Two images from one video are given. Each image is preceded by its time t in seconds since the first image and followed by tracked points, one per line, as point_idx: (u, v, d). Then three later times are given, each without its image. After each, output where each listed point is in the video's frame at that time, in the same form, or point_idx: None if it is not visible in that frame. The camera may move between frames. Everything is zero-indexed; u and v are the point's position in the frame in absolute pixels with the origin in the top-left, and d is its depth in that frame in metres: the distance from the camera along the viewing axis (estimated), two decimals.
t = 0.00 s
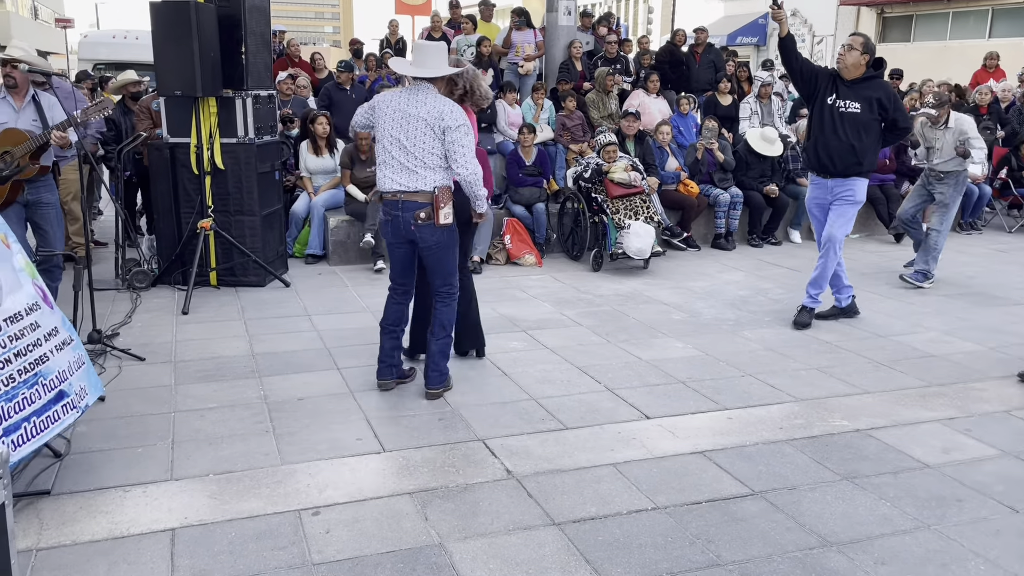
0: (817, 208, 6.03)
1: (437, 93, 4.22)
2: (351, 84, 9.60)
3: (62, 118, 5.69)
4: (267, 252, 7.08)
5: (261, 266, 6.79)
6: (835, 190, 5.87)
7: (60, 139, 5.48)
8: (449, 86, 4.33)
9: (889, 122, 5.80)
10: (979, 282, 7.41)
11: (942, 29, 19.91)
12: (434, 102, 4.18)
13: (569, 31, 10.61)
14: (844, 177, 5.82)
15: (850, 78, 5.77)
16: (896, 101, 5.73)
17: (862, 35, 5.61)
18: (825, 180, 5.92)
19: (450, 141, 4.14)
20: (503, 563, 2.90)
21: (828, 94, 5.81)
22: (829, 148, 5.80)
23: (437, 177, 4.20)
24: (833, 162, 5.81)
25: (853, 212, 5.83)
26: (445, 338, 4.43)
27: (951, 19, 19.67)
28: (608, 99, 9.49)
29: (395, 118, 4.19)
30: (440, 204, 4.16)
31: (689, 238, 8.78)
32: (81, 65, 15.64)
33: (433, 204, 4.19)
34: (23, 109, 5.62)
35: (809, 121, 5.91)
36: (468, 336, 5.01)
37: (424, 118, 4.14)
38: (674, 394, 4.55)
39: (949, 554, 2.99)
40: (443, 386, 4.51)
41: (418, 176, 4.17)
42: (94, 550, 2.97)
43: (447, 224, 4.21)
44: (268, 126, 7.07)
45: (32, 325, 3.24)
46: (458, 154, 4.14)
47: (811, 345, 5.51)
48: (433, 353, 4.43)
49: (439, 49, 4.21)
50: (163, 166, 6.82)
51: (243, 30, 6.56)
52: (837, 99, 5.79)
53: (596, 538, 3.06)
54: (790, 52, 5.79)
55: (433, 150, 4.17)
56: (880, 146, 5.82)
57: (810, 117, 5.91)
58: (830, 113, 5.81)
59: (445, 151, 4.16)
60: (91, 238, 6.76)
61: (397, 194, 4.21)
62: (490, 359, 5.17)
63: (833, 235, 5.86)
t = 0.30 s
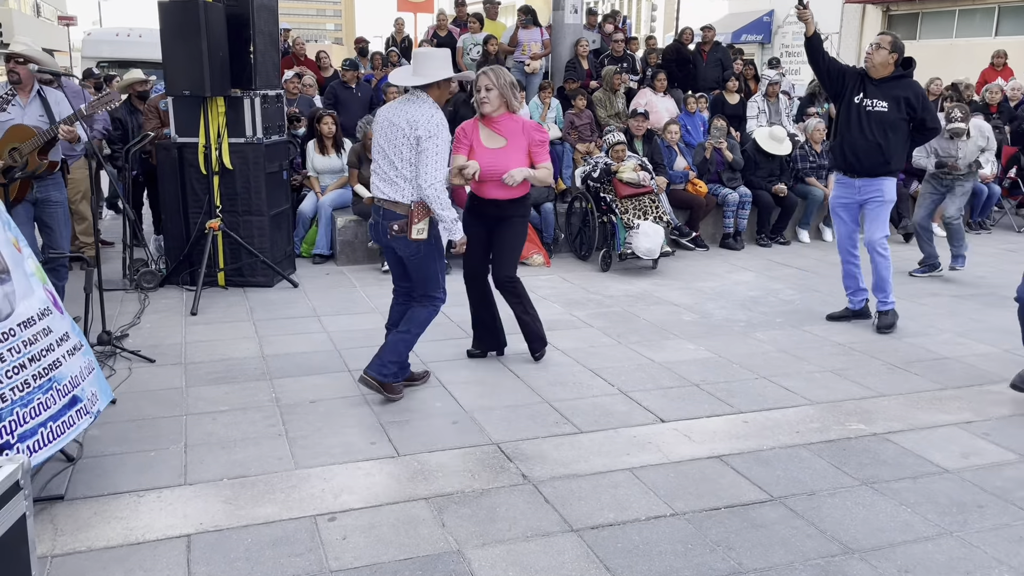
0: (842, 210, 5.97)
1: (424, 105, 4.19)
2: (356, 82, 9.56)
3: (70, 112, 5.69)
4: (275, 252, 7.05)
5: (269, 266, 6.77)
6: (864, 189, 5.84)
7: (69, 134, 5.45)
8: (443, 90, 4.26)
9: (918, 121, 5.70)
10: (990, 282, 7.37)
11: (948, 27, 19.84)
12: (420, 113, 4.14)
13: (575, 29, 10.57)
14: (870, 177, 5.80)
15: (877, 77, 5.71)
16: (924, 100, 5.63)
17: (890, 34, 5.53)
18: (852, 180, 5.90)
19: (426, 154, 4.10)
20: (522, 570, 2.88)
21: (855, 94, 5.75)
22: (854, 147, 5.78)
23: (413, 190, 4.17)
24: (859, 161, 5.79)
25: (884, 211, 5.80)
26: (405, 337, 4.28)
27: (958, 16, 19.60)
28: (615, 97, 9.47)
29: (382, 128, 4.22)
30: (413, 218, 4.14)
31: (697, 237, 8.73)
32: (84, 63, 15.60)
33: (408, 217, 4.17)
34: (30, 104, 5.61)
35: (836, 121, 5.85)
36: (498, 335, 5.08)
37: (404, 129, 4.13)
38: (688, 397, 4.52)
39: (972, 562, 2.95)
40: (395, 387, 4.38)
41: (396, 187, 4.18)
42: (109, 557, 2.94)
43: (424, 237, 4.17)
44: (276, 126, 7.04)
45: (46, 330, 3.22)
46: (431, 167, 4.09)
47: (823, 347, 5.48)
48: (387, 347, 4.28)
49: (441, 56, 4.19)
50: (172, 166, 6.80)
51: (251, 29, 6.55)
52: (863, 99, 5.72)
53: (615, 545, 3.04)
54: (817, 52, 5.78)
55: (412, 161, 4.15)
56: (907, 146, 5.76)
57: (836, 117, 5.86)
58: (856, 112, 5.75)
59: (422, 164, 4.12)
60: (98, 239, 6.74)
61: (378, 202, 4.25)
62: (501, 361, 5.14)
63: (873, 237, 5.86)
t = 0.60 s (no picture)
0: (869, 209, 5.93)
1: (430, 101, 4.00)
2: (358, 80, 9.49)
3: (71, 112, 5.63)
4: (278, 251, 7.01)
5: (271, 265, 6.73)
6: (895, 192, 5.79)
7: (67, 135, 5.37)
8: (457, 88, 4.12)
9: (949, 120, 5.64)
10: (997, 282, 7.33)
11: (950, 24, 19.78)
12: (423, 107, 3.98)
13: (577, 27, 10.50)
14: (902, 179, 5.73)
15: (908, 74, 5.65)
16: (957, 98, 5.58)
17: (923, 30, 5.49)
18: (881, 180, 5.83)
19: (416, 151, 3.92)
20: None
21: (886, 91, 5.68)
22: (885, 145, 5.70)
23: (405, 186, 4.02)
24: (889, 160, 5.72)
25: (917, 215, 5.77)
26: (365, 354, 4.23)
27: (961, 14, 19.54)
28: (618, 95, 9.41)
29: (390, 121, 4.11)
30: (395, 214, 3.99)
31: (701, 236, 8.67)
32: (85, 61, 15.55)
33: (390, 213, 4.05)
34: (31, 104, 5.60)
35: (866, 118, 5.78)
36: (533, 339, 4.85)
37: (403, 122, 3.97)
38: (695, 398, 4.48)
39: (987, 567, 2.91)
40: (376, 394, 4.31)
41: (391, 181, 4.05)
42: (112, 563, 2.90)
43: (402, 236, 3.99)
44: (278, 124, 6.98)
45: (47, 333, 3.18)
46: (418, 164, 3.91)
47: (830, 347, 5.44)
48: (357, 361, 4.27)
49: (457, 53, 4.04)
50: (173, 165, 6.76)
51: (254, 27, 6.50)
52: (894, 96, 5.65)
53: (624, 550, 2.99)
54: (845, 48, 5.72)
55: (407, 156, 4.00)
56: (940, 144, 5.70)
57: (866, 114, 5.79)
58: (887, 110, 5.67)
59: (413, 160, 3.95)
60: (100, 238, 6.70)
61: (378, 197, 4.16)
62: (506, 361, 5.09)
63: (912, 241, 5.85)
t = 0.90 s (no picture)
0: (887, 208, 5.89)
1: (445, 96, 3.74)
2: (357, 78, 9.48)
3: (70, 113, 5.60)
4: (276, 251, 7.00)
5: (269, 264, 6.71)
6: (915, 191, 5.76)
7: (64, 139, 5.33)
8: (472, 81, 3.83)
9: (970, 119, 5.62)
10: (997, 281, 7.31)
11: (950, 21, 19.75)
12: (433, 103, 3.72)
13: (577, 24, 10.17)
14: (925, 178, 5.69)
15: (930, 73, 5.61)
16: (979, 97, 5.55)
17: (944, 29, 5.43)
18: (903, 180, 5.79)
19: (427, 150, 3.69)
20: None
21: (907, 90, 5.65)
22: (907, 145, 5.67)
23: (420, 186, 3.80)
24: (912, 159, 5.68)
25: (939, 214, 5.72)
26: (457, 365, 3.92)
27: (961, 11, 19.52)
28: (618, 93, 9.37)
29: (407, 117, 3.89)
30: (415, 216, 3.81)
31: (701, 235, 8.67)
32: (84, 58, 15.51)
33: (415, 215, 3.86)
34: (30, 105, 5.55)
35: (887, 118, 5.76)
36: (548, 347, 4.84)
37: (415, 119, 3.76)
38: (694, 399, 4.46)
39: (987, 570, 2.90)
40: (474, 416, 3.98)
41: (409, 181, 3.87)
42: (107, 566, 2.88)
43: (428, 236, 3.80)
44: (276, 123, 6.96)
45: (43, 333, 3.16)
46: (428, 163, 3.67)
47: (830, 347, 5.42)
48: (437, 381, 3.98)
49: (471, 43, 3.76)
50: (171, 164, 6.73)
51: (251, 25, 6.47)
52: (916, 95, 5.62)
53: (622, 553, 2.98)
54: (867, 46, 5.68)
55: (421, 155, 3.77)
56: (961, 144, 5.68)
57: (887, 114, 5.77)
58: (909, 109, 5.65)
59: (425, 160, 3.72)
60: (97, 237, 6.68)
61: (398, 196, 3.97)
62: (505, 361, 5.07)
63: (927, 241, 5.83)
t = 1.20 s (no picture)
0: (893, 207, 5.86)
1: (451, 101, 3.69)
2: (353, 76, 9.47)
3: (61, 110, 5.58)
4: (271, 249, 6.99)
5: (264, 263, 6.70)
6: (921, 191, 5.73)
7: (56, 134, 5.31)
8: (473, 88, 3.75)
9: (977, 119, 5.60)
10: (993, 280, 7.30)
11: (949, 19, 19.72)
12: (441, 109, 3.66)
13: (574, 22, 10.22)
14: (931, 178, 5.67)
15: (936, 71, 5.60)
16: (986, 96, 5.54)
17: (951, 26, 5.41)
18: (908, 180, 5.76)
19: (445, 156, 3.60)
20: None
21: (914, 89, 5.64)
22: (914, 144, 5.65)
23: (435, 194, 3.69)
24: (918, 158, 5.66)
25: (943, 213, 5.71)
26: (468, 378, 3.88)
27: (959, 9, 19.49)
28: (615, 92, 9.35)
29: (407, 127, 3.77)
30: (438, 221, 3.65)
31: (697, 233, 8.66)
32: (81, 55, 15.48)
33: (433, 222, 3.69)
34: (23, 103, 5.51)
35: (893, 119, 5.75)
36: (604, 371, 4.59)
37: (423, 127, 3.66)
38: (687, 399, 4.45)
39: (976, 571, 2.89)
40: (482, 421, 3.98)
41: (418, 191, 3.72)
42: (93, 566, 2.88)
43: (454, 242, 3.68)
44: (272, 121, 6.95)
45: (30, 333, 3.15)
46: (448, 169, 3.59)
47: (824, 346, 5.40)
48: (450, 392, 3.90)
49: (471, 47, 3.70)
50: (165, 163, 6.71)
51: (245, 23, 6.44)
52: (922, 94, 5.61)
53: (610, 553, 2.97)
54: (873, 45, 5.68)
55: (433, 162, 3.67)
56: (967, 143, 5.67)
57: (893, 113, 5.76)
58: (915, 108, 5.63)
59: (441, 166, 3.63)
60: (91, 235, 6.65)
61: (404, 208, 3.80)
62: (498, 361, 5.06)
63: (930, 240, 5.82)
